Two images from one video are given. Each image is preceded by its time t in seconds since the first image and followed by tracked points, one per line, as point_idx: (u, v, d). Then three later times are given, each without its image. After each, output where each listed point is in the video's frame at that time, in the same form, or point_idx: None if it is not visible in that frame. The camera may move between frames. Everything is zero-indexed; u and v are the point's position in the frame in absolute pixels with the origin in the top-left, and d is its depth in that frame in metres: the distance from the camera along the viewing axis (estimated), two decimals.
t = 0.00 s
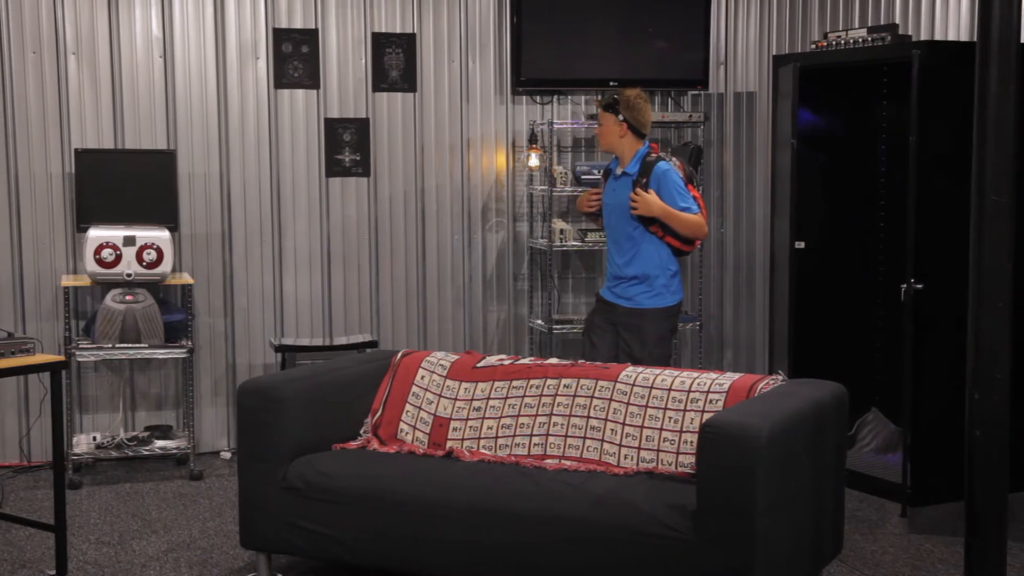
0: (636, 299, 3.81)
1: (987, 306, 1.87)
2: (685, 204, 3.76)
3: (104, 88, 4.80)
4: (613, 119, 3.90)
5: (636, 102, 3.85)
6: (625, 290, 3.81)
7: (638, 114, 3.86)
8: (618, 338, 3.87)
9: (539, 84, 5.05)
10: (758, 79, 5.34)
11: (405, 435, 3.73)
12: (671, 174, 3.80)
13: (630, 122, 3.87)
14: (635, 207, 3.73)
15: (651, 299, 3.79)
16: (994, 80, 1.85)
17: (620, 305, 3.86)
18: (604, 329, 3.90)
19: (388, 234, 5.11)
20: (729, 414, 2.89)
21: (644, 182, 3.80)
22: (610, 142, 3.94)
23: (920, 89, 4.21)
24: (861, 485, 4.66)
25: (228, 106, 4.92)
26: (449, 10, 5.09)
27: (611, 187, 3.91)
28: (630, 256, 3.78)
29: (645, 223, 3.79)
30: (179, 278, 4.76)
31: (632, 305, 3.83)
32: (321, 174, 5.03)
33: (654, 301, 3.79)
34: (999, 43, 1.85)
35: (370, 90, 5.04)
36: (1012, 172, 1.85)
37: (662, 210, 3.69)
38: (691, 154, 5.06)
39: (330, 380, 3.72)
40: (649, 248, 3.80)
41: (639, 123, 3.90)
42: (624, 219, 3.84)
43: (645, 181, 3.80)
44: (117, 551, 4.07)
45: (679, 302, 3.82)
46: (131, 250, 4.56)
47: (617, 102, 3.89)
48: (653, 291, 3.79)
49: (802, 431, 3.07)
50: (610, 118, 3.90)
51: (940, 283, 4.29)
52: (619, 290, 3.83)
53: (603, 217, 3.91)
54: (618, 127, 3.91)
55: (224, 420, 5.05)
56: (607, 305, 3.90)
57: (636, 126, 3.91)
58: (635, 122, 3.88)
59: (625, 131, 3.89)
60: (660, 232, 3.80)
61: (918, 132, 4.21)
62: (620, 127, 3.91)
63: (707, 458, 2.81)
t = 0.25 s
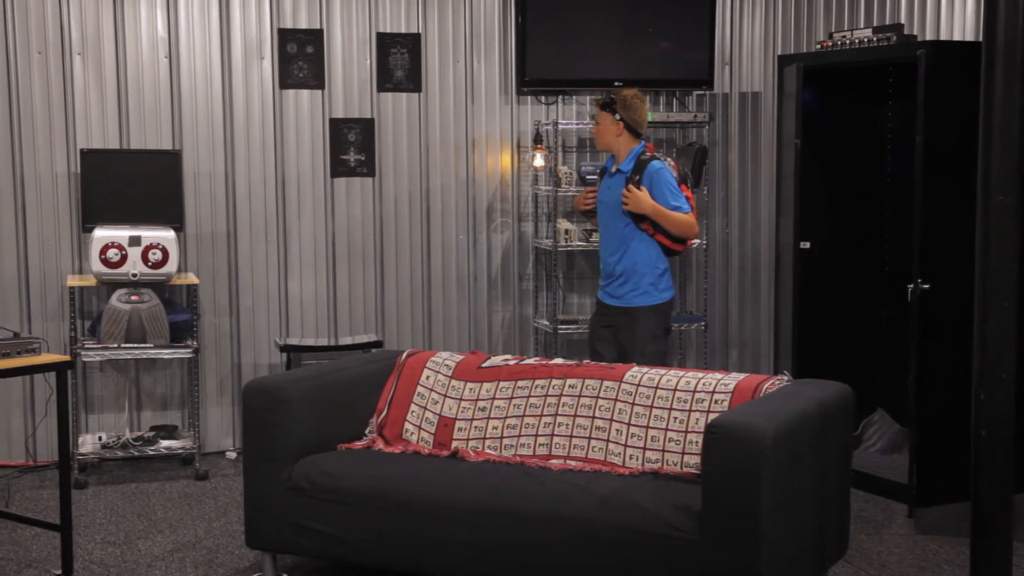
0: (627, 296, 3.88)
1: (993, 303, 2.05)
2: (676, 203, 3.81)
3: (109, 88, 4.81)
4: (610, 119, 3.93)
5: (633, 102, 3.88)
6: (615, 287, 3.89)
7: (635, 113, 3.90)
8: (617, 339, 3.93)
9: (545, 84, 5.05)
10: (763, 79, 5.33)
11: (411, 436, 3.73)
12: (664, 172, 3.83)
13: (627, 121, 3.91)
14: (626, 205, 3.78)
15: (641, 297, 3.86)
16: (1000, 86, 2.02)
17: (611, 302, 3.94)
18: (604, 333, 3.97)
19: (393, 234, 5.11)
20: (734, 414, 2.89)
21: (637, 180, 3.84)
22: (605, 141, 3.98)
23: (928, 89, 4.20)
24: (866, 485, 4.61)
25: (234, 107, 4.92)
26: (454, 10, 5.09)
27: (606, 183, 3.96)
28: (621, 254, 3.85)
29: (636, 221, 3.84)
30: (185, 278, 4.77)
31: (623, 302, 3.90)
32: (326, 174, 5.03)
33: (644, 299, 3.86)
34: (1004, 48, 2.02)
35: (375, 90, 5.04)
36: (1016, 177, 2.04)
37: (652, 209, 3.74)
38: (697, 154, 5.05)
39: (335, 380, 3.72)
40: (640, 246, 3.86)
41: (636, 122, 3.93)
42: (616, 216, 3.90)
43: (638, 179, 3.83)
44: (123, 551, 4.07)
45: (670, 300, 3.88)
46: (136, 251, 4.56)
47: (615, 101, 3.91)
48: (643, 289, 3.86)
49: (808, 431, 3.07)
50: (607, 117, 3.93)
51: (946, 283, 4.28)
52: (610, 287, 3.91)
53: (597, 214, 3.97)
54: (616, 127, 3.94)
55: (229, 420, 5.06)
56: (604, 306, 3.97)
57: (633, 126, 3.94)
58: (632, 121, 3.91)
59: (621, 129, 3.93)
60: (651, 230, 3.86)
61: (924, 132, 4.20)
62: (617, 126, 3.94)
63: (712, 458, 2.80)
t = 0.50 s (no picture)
0: (628, 295, 3.89)
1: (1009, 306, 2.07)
2: (677, 203, 3.82)
3: (123, 88, 4.83)
4: (615, 120, 3.93)
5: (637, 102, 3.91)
6: (616, 287, 3.90)
7: (639, 113, 3.93)
8: (619, 337, 3.95)
9: (557, 84, 5.05)
10: (776, 79, 5.32)
11: (422, 435, 3.74)
12: (665, 172, 3.85)
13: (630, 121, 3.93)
14: (627, 204, 3.79)
15: (642, 296, 3.87)
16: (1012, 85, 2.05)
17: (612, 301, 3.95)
18: (606, 331, 3.98)
19: (405, 234, 5.11)
20: (747, 415, 2.88)
21: (639, 179, 3.85)
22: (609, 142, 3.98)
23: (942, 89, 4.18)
24: (880, 486, 4.59)
25: (246, 107, 4.94)
26: (466, 10, 5.09)
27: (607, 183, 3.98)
28: (622, 253, 3.86)
29: (638, 220, 3.86)
30: (198, 278, 4.78)
31: (624, 301, 3.92)
32: (338, 174, 5.03)
33: (645, 298, 3.87)
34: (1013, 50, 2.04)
35: (387, 90, 5.05)
36: None
37: (654, 207, 3.75)
38: (708, 154, 5.03)
39: (347, 380, 3.73)
40: (641, 245, 3.88)
41: (639, 122, 3.96)
42: (617, 216, 3.92)
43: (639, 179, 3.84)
44: (136, 550, 4.08)
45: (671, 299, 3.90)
46: (149, 251, 4.58)
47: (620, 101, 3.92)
48: (644, 288, 3.87)
49: (820, 431, 3.06)
50: (612, 117, 3.93)
51: (959, 283, 4.26)
52: (611, 286, 3.92)
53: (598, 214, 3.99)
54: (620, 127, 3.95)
55: (242, 421, 5.07)
56: (605, 305, 3.98)
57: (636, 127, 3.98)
58: (636, 121, 3.93)
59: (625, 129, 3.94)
60: (652, 229, 3.87)
61: (937, 132, 4.18)
62: (622, 127, 3.95)
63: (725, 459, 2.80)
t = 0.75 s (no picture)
0: (636, 293, 3.89)
1: None
2: (686, 200, 3.85)
3: (138, 88, 4.84)
4: (633, 118, 3.87)
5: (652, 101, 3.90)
6: (624, 285, 3.90)
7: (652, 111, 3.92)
8: (627, 337, 3.94)
9: (571, 84, 5.04)
10: (790, 79, 5.31)
11: (436, 435, 3.74)
12: (674, 170, 3.88)
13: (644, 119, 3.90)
14: (640, 200, 3.80)
15: (651, 294, 3.87)
16: None
17: (619, 300, 3.95)
18: (614, 330, 3.98)
19: (419, 234, 5.12)
20: (762, 415, 2.88)
21: (649, 177, 3.86)
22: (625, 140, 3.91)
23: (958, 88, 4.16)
24: (894, 487, 4.57)
25: (260, 107, 4.95)
26: (481, 10, 5.09)
27: (612, 181, 3.97)
28: (631, 251, 3.86)
29: (647, 218, 3.87)
30: (212, 278, 4.79)
31: (632, 300, 3.91)
32: (352, 174, 5.04)
33: (653, 296, 3.88)
34: None
35: (401, 91, 5.05)
36: None
37: (666, 203, 3.78)
38: (722, 155, 5.01)
39: (361, 380, 3.73)
40: (650, 243, 3.88)
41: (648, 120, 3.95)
42: (625, 214, 3.92)
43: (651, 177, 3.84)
44: (151, 549, 4.10)
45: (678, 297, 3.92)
46: (164, 250, 4.59)
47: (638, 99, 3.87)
48: (653, 286, 3.88)
49: (835, 432, 3.05)
50: (631, 114, 3.87)
51: (974, 283, 4.24)
52: (618, 285, 3.91)
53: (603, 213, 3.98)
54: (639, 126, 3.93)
55: (256, 421, 5.08)
56: (612, 304, 3.98)
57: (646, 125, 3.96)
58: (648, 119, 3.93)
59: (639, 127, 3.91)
60: (661, 227, 3.89)
61: (953, 132, 4.17)
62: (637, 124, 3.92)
63: (739, 460, 2.80)
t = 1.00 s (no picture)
0: (649, 292, 3.90)
1: None
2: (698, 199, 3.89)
3: (151, 89, 4.85)
4: (646, 118, 3.88)
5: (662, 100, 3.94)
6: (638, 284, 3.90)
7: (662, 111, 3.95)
8: (638, 336, 3.95)
9: (583, 84, 5.04)
10: (803, 79, 5.30)
11: (447, 435, 3.74)
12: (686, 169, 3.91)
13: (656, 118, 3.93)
14: (658, 199, 3.81)
15: (664, 293, 3.88)
16: None
17: (631, 299, 3.95)
18: (624, 330, 3.98)
19: (431, 234, 5.12)
20: (775, 415, 2.87)
21: (663, 176, 3.88)
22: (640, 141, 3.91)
23: (972, 88, 4.15)
24: (905, 487, 4.57)
25: (272, 107, 4.95)
26: (492, 10, 5.09)
27: (621, 181, 3.97)
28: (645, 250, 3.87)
29: (661, 217, 3.88)
30: (225, 278, 4.80)
31: (644, 300, 3.92)
32: (364, 174, 5.04)
33: (666, 295, 3.89)
34: None
35: (413, 90, 5.05)
36: None
37: (684, 202, 3.80)
38: (734, 154, 5.01)
39: (373, 380, 3.73)
40: (663, 242, 3.90)
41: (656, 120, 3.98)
42: (637, 213, 3.92)
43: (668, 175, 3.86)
44: (163, 548, 4.11)
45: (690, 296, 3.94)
46: (177, 250, 4.60)
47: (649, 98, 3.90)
48: (666, 286, 3.89)
49: (847, 432, 3.04)
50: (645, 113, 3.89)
51: (988, 284, 4.23)
52: (631, 284, 3.91)
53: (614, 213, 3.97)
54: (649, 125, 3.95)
55: (268, 421, 5.08)
56: (621, 304, 3.98)
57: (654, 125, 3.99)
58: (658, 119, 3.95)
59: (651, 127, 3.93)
60: (673, 226, 3.90)
61: (967, 132, 4.15)
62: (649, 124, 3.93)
63: (751, 461, 2.79)
